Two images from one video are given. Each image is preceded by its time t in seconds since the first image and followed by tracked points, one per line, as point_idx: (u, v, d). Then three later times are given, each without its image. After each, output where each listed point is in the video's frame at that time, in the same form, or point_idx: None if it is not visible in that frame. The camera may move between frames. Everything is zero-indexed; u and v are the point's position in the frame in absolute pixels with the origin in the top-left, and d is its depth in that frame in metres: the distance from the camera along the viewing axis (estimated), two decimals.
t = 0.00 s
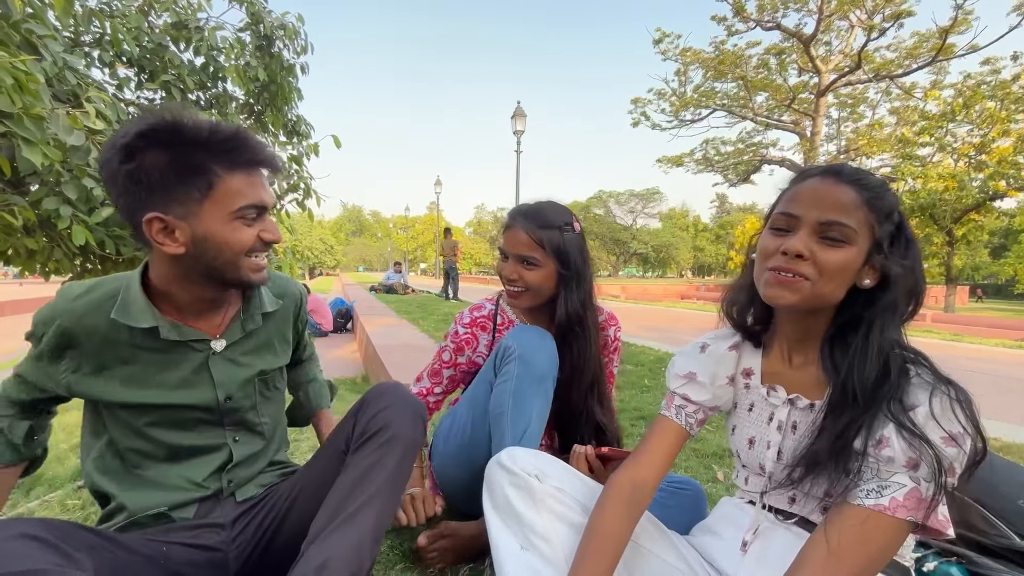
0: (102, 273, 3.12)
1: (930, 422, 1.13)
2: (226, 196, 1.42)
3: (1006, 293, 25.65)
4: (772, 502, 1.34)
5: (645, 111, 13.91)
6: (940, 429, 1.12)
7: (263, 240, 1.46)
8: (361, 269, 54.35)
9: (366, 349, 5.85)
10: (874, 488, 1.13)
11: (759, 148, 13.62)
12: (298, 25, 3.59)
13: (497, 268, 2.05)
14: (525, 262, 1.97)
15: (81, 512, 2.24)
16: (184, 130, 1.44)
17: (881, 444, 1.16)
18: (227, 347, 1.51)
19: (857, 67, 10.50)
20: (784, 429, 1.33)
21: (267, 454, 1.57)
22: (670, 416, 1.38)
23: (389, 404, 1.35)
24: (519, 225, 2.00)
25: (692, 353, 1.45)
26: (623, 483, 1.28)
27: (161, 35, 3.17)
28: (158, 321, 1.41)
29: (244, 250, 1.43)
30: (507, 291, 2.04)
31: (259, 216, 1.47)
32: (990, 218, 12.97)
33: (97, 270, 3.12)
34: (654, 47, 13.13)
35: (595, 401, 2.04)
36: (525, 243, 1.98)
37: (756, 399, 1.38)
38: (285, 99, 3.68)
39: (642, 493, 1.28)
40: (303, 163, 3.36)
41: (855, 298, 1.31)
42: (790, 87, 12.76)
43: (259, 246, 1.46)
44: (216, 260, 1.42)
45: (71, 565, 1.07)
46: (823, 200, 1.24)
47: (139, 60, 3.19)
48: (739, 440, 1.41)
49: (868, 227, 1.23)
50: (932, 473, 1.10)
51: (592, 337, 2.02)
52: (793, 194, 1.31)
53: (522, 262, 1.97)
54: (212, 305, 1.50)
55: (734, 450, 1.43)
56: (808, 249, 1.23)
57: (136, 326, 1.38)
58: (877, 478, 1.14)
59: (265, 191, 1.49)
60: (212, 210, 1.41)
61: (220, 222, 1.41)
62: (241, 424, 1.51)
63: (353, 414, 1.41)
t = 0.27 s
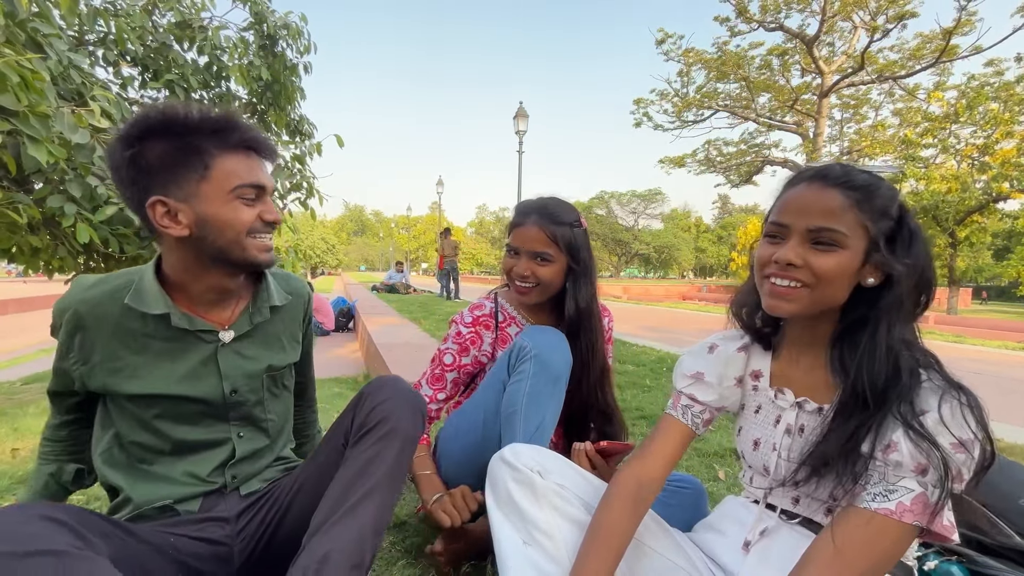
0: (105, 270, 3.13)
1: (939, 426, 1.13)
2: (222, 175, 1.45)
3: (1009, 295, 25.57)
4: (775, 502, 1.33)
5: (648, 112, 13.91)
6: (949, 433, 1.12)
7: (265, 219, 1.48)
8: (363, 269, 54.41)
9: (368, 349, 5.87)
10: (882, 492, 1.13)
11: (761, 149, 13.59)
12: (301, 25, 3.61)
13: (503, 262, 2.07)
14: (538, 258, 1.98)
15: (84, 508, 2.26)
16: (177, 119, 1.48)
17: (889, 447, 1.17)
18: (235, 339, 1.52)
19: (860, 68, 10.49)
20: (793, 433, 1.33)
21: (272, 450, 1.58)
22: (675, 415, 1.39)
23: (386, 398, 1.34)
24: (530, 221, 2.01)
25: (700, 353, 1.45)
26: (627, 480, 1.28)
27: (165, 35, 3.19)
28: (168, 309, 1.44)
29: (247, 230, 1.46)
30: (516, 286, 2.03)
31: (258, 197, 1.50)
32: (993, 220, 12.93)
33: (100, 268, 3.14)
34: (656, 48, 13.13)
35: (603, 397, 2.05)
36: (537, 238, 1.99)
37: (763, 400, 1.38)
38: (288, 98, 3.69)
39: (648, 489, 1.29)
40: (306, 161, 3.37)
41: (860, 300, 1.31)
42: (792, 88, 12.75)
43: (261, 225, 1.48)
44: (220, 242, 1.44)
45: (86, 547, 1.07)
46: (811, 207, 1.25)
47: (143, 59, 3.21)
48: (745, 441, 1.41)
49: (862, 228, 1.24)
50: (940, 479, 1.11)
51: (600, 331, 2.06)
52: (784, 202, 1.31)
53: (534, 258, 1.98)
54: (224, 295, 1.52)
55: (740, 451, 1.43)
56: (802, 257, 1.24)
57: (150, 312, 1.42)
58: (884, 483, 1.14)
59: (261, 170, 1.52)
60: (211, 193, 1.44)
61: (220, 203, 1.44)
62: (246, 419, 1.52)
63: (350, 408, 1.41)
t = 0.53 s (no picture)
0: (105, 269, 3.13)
1: (934, 418, 1.13)
2: (278, 204, 1.47)
3: (1009, 296, 25.56)
4: (782, 501, 1.34)
5: (648, 112, 13.90)
6: (945, 423, 1.12)
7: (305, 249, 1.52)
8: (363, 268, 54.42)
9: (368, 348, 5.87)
10: (877, 482, 1.12)
11: (762, 149, 13.58)
12: (302, 25, 3.61)
13: (503, 255, 2.08)
14: (544, 249, 2.01)
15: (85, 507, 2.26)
16: (246, 142, 1.49)
17: (882, 437, 1.16)
18: (252, 338, 1.54)
19: (861, 68, 10.48)
20: (801, 437, 1.34)
21: (277, 445, 1.60)
22: (679, 413, 1.39)
23: (376, 394, 1.36)
24: (533, 214, 2.04)
25: (706, 352, 1.45)
26: (631, 476, 1.29)
27: (166, 34, 3.19)
28: (190, 307, 1.46)
29: (286, 256, 1.49)
30: (518, 280, 2.03)
31: (303, 226, 1.53)
32: (993, 220, 12.92)
33: (100, 267, 3.14)
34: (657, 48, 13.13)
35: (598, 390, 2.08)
36: (543, 230, 2.01)
37: (772, 403, 1.39)
38: (288, 98, 3.70)
39: (650, 485, 1.29)
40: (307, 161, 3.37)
41: (856, 304, 1.31)
42: (793, 88, 12.75)
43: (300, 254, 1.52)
44: (259, 262, 1.47)
45: (105, 526, 1.10)
46: (790, 221, 1.26)
47: (144, 58, 3.21)
48: (753, 442, 1.43)
49: (842, 236, 1.24)
50: (936, 468, 1.09)
51: (593, 324, 2.13)
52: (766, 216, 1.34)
53: (540, 250, 2.01)
54: (246, 302, 1.55)
55: (749, 452, 1.45)
56: (785, 271, 1.25)
57: (170, 310, 1.44)
58: (879, 473, 1.13)
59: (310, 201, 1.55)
60: (262, 216, 1.46)
61: (268, 229, 1.46)
62: (253, 413, 1.53)
63: (339, 402, 1.41)
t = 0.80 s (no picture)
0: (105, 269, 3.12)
1: (934, 419, 1.13)
2: (289, 191, 1.50)
3: (1010, 294, 25.53)
4: (782, 501, 1.32)
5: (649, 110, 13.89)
6: (945, 425, 1.11)
7: (317, 235, 1.53)
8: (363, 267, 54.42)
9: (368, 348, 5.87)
10: (877, 484, 1.12)
11: (762, 148, 13.57)
12: (302, 24, 3.61)
13: (503, 247, 2.08)
14: (544, 240, 2.02)
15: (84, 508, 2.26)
16: (257, 138, 1.55)
17: (882, 439, 1.16)
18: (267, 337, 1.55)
19: (862, 66, 10.47)
20: (801, 437, 1.34)
21: (284, 444, 1.61)
22: (679, 413, 1.39)
23: (369, 396, 1.34)
24: (535, 205, 2.05)
25: (705, 352, 1.45)
26: (633, 478, 1.28)
27: (166, 34, 3.19)
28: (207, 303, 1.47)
29: (301, 243, 1.50)
30: (518, 272, 2.03)
31: (315, 214, 1.55)
32: (994, 218, 12.90)
33: (100, 267, 3.13)
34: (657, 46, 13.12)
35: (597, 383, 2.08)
36: (544, 222, 2.02)
37: (771, 403, 1.39)
38: (288, 97, 3.69)
39: (650, 485, 1.29)
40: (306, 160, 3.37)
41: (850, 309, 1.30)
42: (793, 86, 12.73)
43: (314, 241, 1.53)
44: (274, 250, 1.48)
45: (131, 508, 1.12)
46: (777, 237, 1.24)
47: (144, 58, 3.20)
48: (753, 443, 1.43)
49: (831, 249, 1.22)
50: (935, 470, 1.08)
51: (590, 318, 2.13)
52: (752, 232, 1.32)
53: (541, 241, 2.02)
54: (263, 294, 1.56)
55: (748, 452, 1.44)
56: (776, 288, 1.25)
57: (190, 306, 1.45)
58: (879, 475, 1.13)
59: (321, 190, 1.58)
60: (275, 204, 1.49)
61: (281, 215, 1.48)
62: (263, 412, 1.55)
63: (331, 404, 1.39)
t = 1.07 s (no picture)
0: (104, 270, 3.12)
1: (937, 424, 1.10)
2: (275, 167, 1.54)
3: (1010, 291, 25.53)
4: (781, 502, 1.33)
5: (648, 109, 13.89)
6: (948, 430, 1.09)
7: (309, 207, 1.56)
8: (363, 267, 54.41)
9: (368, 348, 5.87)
10: (880, 489, 1.11)
11: (762, 146, 13.56)
12: (300, 24, 3.60)
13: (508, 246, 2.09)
14: (549, 238, 2.02)
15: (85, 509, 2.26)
16: (235, 123, 1.59)
17: (885, 445, 1.14)
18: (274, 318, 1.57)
19: (861, 63, 10.46)
20: (798, 440, 1.33)
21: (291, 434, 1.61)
22: (676, 416, 1.39)
23: (372, 394, 1.34)
24: (540, 204, 2.05)
25: (701, 354, 1.46)
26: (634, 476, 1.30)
27: (164, 34, 3.18)
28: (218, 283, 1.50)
29: (294, 215, 1.53)
30: (524, 270, 2.03)
31: (304, 187, 1.58)
32: (994, 215, 12.89)
33: (99, 268, 3.13)
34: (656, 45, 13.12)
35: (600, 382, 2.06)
36: (549, 220, 2.02)
37: (769, 406, 1.38)
38: (287, 97, 3.69)
39: (650, 486, 1.29)
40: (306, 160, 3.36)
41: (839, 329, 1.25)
42: (792, 84, 12.73)
43: (307, 212, 1.55)
44: (270, 225, 1.51)
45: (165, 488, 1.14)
46: (748, 289, 1.20)
47: (142, 58, 3.20)
48: (751, 446, 1.42)
49: (806, 291, 1.17)
50: (939, 474, 1.07)
51: (596, 316, 2.10)
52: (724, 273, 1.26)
53: (546, 239, 2.02)
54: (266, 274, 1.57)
55: (746, 454, 1.44)
56: (760, 331, 1.20)
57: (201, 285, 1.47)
58: (881, 480, 1.12)
59: (305, 165, 1.61)
60: (264, 181, 1.52)
61: (271, 190, 1.51)
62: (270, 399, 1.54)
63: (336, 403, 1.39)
